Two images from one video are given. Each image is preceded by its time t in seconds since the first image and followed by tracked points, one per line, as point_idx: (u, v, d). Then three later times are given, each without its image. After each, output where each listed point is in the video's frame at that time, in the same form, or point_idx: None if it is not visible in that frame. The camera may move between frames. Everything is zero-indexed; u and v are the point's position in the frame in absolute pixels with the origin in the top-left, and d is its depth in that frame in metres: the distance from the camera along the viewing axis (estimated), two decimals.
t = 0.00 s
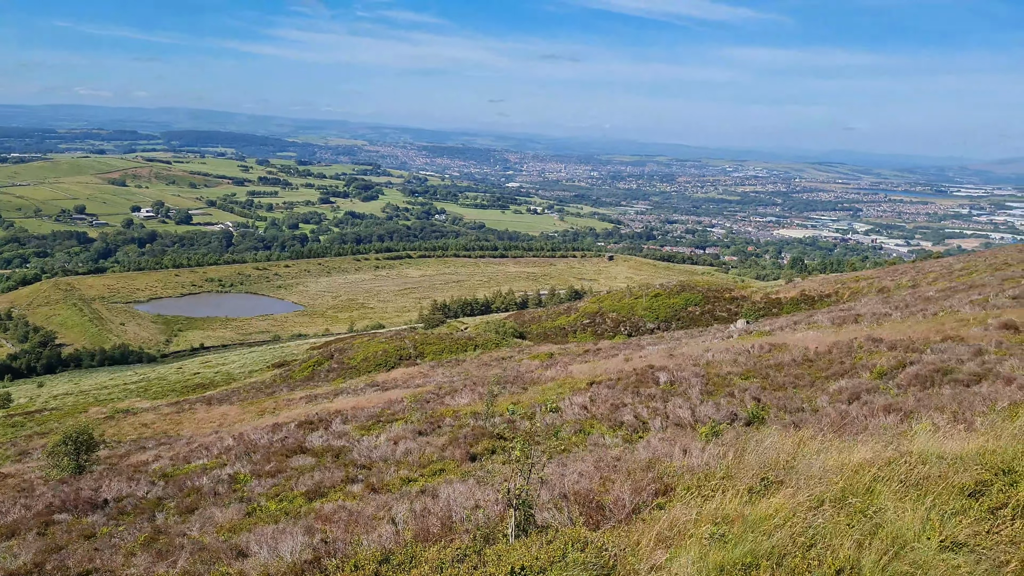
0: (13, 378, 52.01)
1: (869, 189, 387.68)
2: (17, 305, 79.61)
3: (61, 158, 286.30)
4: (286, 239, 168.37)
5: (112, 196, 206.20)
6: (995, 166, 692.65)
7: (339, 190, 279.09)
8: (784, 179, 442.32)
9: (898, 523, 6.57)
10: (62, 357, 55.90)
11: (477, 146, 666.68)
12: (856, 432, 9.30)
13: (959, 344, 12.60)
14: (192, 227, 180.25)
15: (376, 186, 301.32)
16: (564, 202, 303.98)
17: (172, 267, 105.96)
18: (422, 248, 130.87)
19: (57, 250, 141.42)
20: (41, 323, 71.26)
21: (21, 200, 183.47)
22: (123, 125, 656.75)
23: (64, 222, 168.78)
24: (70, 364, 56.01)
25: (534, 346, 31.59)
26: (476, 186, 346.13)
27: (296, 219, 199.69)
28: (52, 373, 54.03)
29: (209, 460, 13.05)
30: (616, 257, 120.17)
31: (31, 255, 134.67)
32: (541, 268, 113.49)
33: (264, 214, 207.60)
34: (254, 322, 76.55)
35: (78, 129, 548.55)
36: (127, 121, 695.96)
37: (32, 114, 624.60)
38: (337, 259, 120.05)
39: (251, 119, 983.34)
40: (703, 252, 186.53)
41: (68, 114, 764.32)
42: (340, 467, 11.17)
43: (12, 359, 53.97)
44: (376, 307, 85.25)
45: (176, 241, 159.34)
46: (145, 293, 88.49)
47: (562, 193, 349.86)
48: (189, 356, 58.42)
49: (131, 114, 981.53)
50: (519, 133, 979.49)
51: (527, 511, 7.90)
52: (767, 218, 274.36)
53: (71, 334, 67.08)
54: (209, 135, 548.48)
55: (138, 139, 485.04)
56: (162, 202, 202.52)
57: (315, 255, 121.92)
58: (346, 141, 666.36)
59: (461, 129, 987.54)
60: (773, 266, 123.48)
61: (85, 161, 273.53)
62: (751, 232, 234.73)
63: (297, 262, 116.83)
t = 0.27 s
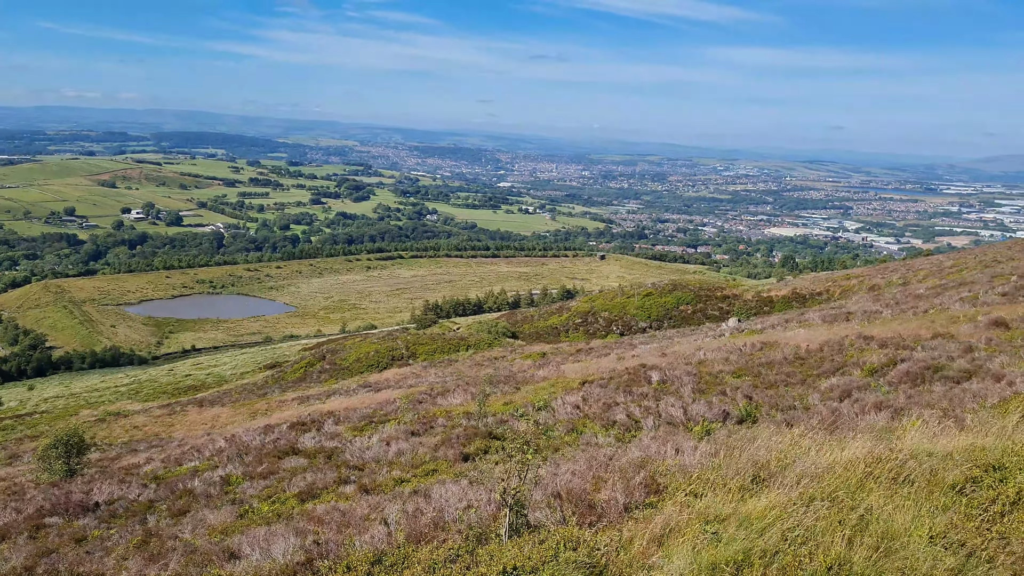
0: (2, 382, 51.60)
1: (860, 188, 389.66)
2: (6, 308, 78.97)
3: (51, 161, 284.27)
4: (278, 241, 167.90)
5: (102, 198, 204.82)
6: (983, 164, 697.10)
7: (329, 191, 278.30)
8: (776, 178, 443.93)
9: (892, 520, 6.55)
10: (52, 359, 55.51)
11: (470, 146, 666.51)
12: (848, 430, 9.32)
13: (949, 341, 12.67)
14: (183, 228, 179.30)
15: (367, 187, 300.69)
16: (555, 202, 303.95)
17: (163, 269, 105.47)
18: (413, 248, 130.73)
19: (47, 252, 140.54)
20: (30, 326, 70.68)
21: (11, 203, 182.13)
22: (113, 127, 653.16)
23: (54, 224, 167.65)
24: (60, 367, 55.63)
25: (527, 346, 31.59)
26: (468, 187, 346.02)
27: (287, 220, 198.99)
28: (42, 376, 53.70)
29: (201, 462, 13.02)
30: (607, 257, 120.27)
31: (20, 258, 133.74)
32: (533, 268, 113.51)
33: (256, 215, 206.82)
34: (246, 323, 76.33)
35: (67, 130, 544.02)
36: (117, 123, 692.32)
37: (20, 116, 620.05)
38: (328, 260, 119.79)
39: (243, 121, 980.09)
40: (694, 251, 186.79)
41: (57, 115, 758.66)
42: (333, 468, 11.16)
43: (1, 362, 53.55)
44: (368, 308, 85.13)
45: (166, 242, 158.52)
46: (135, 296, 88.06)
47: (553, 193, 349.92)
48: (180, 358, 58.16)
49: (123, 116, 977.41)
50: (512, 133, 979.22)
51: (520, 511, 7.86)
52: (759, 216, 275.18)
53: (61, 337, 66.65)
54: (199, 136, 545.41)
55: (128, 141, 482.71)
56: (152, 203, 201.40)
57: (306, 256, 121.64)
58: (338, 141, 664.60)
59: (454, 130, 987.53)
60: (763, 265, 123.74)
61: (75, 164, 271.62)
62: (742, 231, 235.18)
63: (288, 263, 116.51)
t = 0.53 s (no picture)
0: None
1: (852, 187, 391.51)
2: None
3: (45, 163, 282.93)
4: (272, 242, 167.68)
5: (95, 200, 204.00)
6: (975, 164, 700.59)
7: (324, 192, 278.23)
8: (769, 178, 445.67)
9: (886, 519, 6.55)
10: (45, 362, 55.27)
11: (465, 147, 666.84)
12: (842, 429, 9.32)
13: (943, 340, 12.71)
14: (177, 230, 178.91)
15: (362, 188, 300.84)
16: (549, 202, 303.95)
17: (156, 271, 105.23)
18: (407, 249, 130.75)
19: (39, 255, 139.85)
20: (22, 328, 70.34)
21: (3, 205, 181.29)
22: (106, 129, 650.75)
23: (46, 226, 166.99)
24: (53, 370, 55.41)
25: (521, 347, 31.62)
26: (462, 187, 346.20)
27: (280, 221, 198.73)
28: (35, 378, 53.46)
29: (194, 464, 12.97)
30: (601, 257, 120.43)
31: (12, 260, 133.22)
32: (526, 268, 113.64)
33: (249, 216, 206.47)
34: (239, 325, 76.24)
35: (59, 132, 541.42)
36: (110, 123, 689.27)
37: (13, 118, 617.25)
38: (322, 261, 119.71)
39: (238, 122, 978.29)
40: (687, 251, 187.22)
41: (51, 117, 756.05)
42: (327, 470, 11.14)
43: None
44: (362, 309, 85.11)
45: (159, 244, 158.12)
46: (129, 297, 87.83)
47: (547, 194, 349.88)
48: (174, 360, 58.04)
49: (117, 117, 973.86)
50: (506, 133, 978.95)
51: (514, 512, 7.83)
52: (753, 216, 276.04)
53: (54, 339, 66.36)
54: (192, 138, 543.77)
55: (119, 142, 480.25)
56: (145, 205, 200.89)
57: (299, 257, 121.59)
58: (333, 142, 664.21)
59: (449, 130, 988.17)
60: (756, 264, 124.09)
61: (68, 166, 270.37)
62: (735, 231, 235.60)
63: (281, 264, 116.36)
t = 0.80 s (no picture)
0: None
1: (848, 188, 392.56)
2: None
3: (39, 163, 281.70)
4: (267, 243, 167.52)
5: (90, 200, 203.37)
6: (970, 164, 703.04)
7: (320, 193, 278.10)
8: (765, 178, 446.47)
9: (877, 518, 6.59)
10: (40, 363, 55.15)
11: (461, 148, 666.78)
12: (838, 430, 9.32)
13: (939, 340, 12.71)
14: (172, 230, 178.55)
15: (359, 189, 300.79)
16: (545, 202, 304.10)
17: (151, 271, 105.05)
18: (402, 249, 130.67)
19: (34, 255, 139.47)
20: (16, 328, 70.02)
21: None
22: (99, 129, 648.13)
23: (41, 227, 166.53)
24: (48, 370, 55.32)
25: (516, 347, 31.61)
26: (458, 188, 346.23)
27: (276, 221, 198.53)
28: (29, 379, 53.31)
29: (190, 465, 12.97)
30: (597, 257, 120.55)
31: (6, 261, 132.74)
32: (522, 268, 113.71)
33: (244, 216, 206.16)
34: (235, 326, 76.15)
35: (53, 132, 538.89)
36: (105, 124, 687.50)
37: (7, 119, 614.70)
38: (317, 262, 119.64)
39: (235, 122, 976.92)
40: (682, 251, 187.53)
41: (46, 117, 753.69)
42: (322, 470, 11.14)
43: None
44: (358, 309, 85.06)
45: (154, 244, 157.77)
46: (123, 298, 87.64)
47: (544, 194, 350.00)
48: (169, 361, 57.96)
49: (113, 117, 971.73)
50: (503, 133, 978.92)
51: (509, 512, 7.81)
52: (749, 216, 276.62)
53: (48, 340, 66.15)
54: (188, 138, 543.37)
55: (114, 142, 478.86)
56: (140, 206, 200.36)
57: (295, 258, 121.47)
58: (328, 143, 663.51)
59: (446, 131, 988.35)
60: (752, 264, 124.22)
61: (63, 166, 269.29)
62: (731, 231, 236.05)
63: (276, 265, 116.21)
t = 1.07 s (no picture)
0: None
1: (846, 188, 392.83)
2: None
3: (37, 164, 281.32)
4: (265, 243, 167.47)
5: (88, 201, 203.19)
6: (968, 164, 703.81)
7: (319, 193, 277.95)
8: (763, 178, 446.68)
9: (872, 519, 6.59)
10: (38, 364, 55.13)
11: (460, 148, 666.64)
12: (836, 430, 9.32)
13: (936, 340, 12.72)
14: (170, 230, 178.46)
15: (357, 189, 300.40)
16: (543, 203, 304.19)
17: (149, 271, 105.02)
18: (401, 249, 130.62)
19: (31, 255, 139.29)
20: (14, 329, 70.00)
21: None
22: (96, 130, 647.06)
23: (38, 227, 166.35)
24: (46, 371, 55.26)
25: (514, 347, 31.63)
26: (457, 188, 345.93)
27: (274, 222, 198.43)
28: (27, 380, 53.28)
29: (188, 466, 12.95)
30: (595, 257, 120.55)
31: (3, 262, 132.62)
32: (520, 268, 113.70)
33: (242, 217, 206.04)
34: (233, 326, 76.10)
35: (51, 133, 538.04)
36: (104, 125, 687.27)
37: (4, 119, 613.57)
38: (316, 262, 119.62)
39: (234, 123, 976.64)
40: (681, 251, 187.59)
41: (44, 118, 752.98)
42: (320, 471, 11.14)
43: None
44: (356, 310, 85.04)
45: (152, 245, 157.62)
46: (121, 299, 87.62)
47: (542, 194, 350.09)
48: (167, 361, 57.93)
49: (112, 118, 971.25)
50: (502, 134, 978.96)
51: (506, 513, 7.80)
52: (747, 217, 276.72)
53: (46, 340, 66.11)
54: (185, 139, 542.95)
55: (112, 142, 478.79)
56: (138, 206, 200.10)
57: (293, 258, 121.42)
58: (327, 143, 663.31)
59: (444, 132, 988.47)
60: (750, 264, 124.17)
61: (61, 167, 268.99)
62: (729, 232, 236.19)
63: (274, 265, 116.11)
